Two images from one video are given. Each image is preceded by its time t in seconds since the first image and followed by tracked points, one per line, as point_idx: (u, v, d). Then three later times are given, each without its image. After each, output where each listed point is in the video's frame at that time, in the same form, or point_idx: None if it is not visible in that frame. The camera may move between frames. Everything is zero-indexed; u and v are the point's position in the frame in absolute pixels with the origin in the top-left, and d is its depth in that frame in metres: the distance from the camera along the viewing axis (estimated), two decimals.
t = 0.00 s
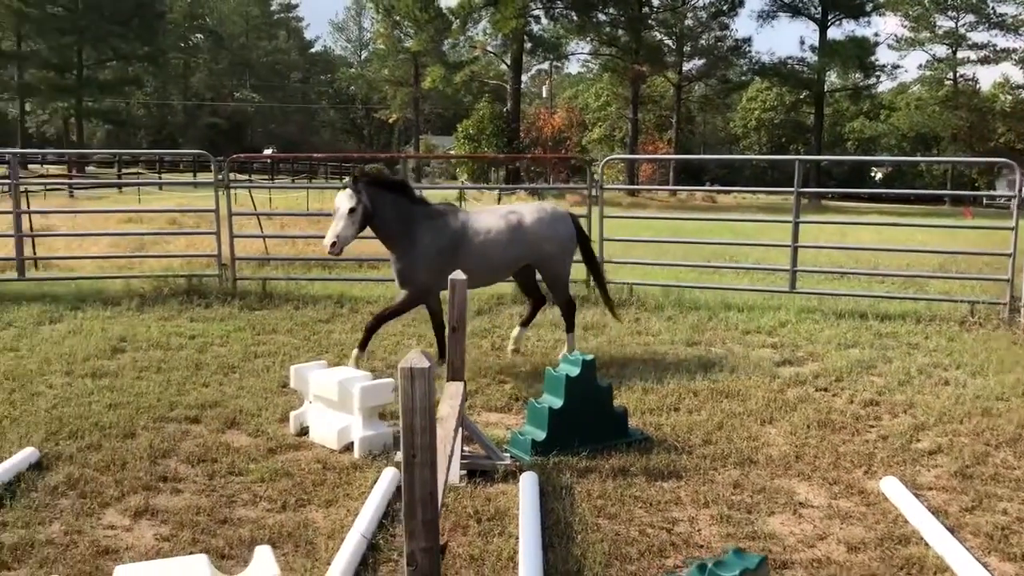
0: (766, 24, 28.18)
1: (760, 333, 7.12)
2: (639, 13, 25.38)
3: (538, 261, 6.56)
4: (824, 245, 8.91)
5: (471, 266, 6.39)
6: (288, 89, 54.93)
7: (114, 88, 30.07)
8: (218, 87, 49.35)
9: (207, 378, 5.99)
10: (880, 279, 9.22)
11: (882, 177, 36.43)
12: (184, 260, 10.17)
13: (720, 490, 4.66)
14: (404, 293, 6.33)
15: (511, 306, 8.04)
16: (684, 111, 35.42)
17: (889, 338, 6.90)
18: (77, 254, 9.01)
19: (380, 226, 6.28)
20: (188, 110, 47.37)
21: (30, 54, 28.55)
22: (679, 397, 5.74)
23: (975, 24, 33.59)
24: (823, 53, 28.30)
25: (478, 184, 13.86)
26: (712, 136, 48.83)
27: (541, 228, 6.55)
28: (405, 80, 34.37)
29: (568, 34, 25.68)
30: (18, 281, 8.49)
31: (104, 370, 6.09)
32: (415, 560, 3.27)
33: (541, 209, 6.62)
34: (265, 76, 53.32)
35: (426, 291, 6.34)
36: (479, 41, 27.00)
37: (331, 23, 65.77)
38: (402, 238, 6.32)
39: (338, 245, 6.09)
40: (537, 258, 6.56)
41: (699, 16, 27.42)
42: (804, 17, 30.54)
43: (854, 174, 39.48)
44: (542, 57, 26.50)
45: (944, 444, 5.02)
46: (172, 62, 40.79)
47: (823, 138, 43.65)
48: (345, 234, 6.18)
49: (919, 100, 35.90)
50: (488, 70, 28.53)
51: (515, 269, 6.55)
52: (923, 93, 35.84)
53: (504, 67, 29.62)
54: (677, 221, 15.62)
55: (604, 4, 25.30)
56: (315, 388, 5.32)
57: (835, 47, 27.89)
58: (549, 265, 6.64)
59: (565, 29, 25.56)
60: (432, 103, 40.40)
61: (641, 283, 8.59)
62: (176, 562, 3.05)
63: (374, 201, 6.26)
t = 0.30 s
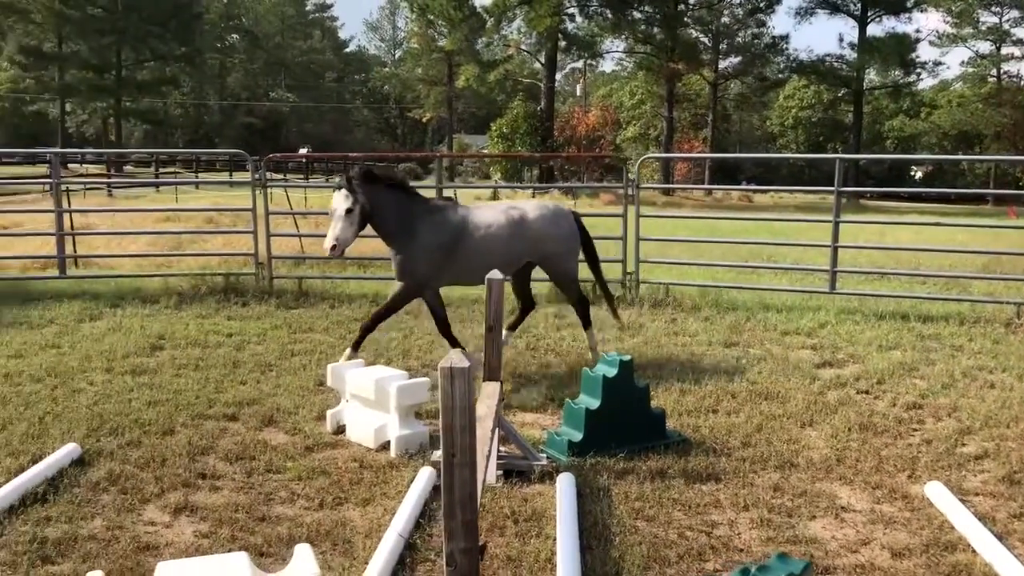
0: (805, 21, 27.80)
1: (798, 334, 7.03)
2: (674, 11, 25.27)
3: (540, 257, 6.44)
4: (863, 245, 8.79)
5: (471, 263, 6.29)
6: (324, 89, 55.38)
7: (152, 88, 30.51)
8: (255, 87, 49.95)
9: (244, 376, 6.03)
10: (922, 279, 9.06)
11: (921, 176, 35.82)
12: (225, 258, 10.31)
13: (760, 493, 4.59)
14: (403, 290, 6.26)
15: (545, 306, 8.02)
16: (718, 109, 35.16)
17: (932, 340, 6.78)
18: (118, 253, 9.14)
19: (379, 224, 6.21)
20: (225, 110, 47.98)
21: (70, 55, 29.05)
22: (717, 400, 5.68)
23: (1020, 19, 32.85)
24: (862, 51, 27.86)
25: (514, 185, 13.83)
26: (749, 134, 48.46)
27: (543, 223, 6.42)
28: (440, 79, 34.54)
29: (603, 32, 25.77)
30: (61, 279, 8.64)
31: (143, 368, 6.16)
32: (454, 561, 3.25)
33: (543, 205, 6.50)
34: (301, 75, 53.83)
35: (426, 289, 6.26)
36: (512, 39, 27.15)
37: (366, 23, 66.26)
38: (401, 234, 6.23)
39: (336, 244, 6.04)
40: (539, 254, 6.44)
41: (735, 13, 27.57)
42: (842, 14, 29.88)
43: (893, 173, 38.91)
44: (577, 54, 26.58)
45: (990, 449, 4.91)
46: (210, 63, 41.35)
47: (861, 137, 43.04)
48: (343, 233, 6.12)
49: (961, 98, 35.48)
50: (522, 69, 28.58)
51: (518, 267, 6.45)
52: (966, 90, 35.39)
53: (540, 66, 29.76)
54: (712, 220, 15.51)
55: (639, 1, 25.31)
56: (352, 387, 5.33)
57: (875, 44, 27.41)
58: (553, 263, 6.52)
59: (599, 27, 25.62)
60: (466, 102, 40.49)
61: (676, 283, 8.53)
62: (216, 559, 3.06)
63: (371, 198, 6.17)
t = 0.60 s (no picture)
0: (844, 19, 27.38)
1: (839, 336, 6.95)
2: (712, 10, 25.16)
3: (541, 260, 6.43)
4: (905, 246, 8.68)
5: (471, 264, 6.31)
6: (358, 89, 55.79)
7: (191, 88, 30.95)
8: (293, 87, 50.47)
9: (284, 374, 6.10)
10: (965, 281, 8.94)
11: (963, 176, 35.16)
12: (264, 258, 10.43)
13: (801, 497, 4.54)
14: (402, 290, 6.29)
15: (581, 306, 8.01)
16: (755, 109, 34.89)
17: (976, 343, 6.67)
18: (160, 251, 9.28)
19: (379, 225, 6.25)
20: (262, 110, 48.49)
21: (112, 56, 29.55)
22: (756, 402, 5.63)
23: None
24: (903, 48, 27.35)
25: (549, 185, 13.86)
26: (786, 134, 48.02)
27: (544, 225, 6.42)
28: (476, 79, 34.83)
29: (639, 31, 25.84)
30: (103, 277, 8.78)
31: (184, 365, 6.25)
32: (494, 561, 3.25)
33: (545, 207, 6.50)
34: (336, 76, 54.29)
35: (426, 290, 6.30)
36: (548, 39, 27.20)
37: (402, 23, 66.74)
38: (401, 235, 6.26)
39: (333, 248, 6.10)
40: (540, 257, 6.42)
41: (773, 12, 27.54)
42: (882, 12, 29.27)
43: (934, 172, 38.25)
44: (612, 54, 26.53)
45: None
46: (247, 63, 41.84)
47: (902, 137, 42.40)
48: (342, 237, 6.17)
49: (1004, 96, 34.75)
50: (558, 69, 28.62)
51: (517, 268, 6.43)
52: (1011, 88, 34.69)
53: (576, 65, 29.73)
54: (748, 221, 15.40)
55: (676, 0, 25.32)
56: (390, 386, 5.36)
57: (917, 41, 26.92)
58: (554, 265, 6.49)
59: (636, 27, 25.66)
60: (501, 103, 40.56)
61: (714, 284, 8.47)
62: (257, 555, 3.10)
63: (369, 200, 6.22)
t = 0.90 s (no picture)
0: (909, 15, 26.76)
1: (903, 339, 6.80)
2: (770, 7, 24.91)
3: (543, 270, 6.39)
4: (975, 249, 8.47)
5: (471, 275, 6.26)
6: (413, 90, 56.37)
7: (251, 90, 31.58)
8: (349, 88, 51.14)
9: (342, 372, 6.20)
10: None
11: None
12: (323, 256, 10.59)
13: (865, 504, 4.44)
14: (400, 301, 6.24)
15: (638, 307, 7.97)
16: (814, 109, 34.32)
17: None
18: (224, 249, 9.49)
19: (377, 235, 6.18)
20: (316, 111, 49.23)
21: (175, 58, 30.29)
22: (818, 405, 5.54)
23: None
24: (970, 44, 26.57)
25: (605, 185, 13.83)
26: (845, 133, 47.13)
27: (547, 237, 6.36)
28: (531, 80, 35.21)
29: (696, 30, 25.75)
30: (167, 275, 9.00)
31: (246, 362, 6.38)
32: (554, 562, 3.25)
33: (549, 218, 6.45)
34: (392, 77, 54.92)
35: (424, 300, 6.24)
36: (604, 39, 27.19)
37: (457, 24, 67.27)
38: (401, 245, 6.18)
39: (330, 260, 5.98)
40: (542, 267, 6.38)
41: (834, 10, 27.43)
42: (948, 7, 28.49)
43: (1002, 172, 37.05)
44: (669, 54, 26.34)
45: None
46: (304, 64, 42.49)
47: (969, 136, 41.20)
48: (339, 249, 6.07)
49: None
50: (613, 68, 28.55)
51: (518, 279, 6.39)
52: None
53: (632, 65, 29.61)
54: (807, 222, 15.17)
55: None
56: (447, 385, 5.40)
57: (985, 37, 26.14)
58: (556, 275, 6.46)
59: (694, 26, 25.60)
60: (555, 104, 40.53)
61: (773, 286, 8.37)
62: (319, 551, 3.13)
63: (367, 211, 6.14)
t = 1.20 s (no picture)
0: (955, 12, 26.22)
1: (950, 343, 6.68)
2: (812, 6, 24.56)
3: (547, 269, 6.26)
4: None
5: (473, 275, 6.15)
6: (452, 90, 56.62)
7: (292, 91, 31.95)
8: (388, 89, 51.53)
9: (381, 371, 6.25)
10: None
11: None
12: (363, 255, 10.69)
13: (911, 509, 4.36)
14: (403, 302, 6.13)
15: (678, 308, 7.92)
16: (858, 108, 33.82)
17: None
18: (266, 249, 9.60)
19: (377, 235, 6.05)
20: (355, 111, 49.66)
21: (218, 60, 30.73)
22: (862, 408, 5.46)
23: None
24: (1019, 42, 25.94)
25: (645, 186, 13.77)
26: (889, 133, 46.40)
27: (550, 235, 6.24)
28: (569, 80, 35.21)
29: (737, 28, 25.50)
30: (210, 274, 9.14)
31: (287, 360, 6.45)
32: (595, 564, 3.23)
33: (553, 216, 6.32)
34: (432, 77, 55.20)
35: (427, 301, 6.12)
36: (643, 39, 27.13)
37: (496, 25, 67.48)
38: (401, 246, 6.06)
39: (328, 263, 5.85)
40: (545, 266, 6.25)
41: (878, 8, 26.95)
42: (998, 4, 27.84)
43: None
44: (710, 53, 26.07)
45: None
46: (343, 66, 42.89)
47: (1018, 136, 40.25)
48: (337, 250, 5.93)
49: None
50: (653, 67, 28.40)
51: (521, 278, 6.27)
52: None
53: (672, 64, 29.40)
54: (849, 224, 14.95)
55: None
56: (486, 385, 5.40)
57: None
58: (560, 275, 6.33)
59: (734, 25, 25.37)
60: (593, 103, 40.45)
61: (816, 287, 8.27)
62: (360, 551, 3.14)
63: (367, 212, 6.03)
